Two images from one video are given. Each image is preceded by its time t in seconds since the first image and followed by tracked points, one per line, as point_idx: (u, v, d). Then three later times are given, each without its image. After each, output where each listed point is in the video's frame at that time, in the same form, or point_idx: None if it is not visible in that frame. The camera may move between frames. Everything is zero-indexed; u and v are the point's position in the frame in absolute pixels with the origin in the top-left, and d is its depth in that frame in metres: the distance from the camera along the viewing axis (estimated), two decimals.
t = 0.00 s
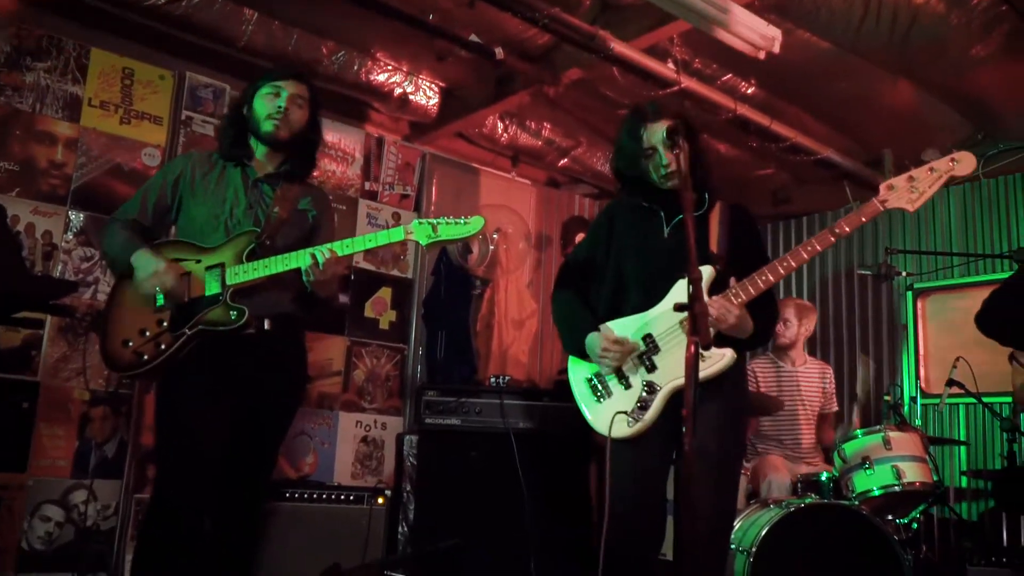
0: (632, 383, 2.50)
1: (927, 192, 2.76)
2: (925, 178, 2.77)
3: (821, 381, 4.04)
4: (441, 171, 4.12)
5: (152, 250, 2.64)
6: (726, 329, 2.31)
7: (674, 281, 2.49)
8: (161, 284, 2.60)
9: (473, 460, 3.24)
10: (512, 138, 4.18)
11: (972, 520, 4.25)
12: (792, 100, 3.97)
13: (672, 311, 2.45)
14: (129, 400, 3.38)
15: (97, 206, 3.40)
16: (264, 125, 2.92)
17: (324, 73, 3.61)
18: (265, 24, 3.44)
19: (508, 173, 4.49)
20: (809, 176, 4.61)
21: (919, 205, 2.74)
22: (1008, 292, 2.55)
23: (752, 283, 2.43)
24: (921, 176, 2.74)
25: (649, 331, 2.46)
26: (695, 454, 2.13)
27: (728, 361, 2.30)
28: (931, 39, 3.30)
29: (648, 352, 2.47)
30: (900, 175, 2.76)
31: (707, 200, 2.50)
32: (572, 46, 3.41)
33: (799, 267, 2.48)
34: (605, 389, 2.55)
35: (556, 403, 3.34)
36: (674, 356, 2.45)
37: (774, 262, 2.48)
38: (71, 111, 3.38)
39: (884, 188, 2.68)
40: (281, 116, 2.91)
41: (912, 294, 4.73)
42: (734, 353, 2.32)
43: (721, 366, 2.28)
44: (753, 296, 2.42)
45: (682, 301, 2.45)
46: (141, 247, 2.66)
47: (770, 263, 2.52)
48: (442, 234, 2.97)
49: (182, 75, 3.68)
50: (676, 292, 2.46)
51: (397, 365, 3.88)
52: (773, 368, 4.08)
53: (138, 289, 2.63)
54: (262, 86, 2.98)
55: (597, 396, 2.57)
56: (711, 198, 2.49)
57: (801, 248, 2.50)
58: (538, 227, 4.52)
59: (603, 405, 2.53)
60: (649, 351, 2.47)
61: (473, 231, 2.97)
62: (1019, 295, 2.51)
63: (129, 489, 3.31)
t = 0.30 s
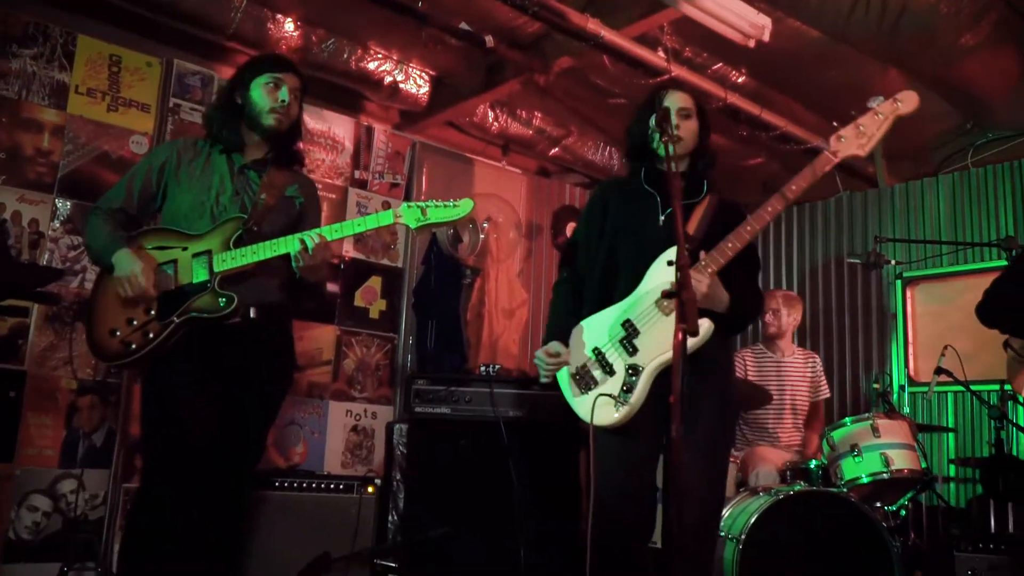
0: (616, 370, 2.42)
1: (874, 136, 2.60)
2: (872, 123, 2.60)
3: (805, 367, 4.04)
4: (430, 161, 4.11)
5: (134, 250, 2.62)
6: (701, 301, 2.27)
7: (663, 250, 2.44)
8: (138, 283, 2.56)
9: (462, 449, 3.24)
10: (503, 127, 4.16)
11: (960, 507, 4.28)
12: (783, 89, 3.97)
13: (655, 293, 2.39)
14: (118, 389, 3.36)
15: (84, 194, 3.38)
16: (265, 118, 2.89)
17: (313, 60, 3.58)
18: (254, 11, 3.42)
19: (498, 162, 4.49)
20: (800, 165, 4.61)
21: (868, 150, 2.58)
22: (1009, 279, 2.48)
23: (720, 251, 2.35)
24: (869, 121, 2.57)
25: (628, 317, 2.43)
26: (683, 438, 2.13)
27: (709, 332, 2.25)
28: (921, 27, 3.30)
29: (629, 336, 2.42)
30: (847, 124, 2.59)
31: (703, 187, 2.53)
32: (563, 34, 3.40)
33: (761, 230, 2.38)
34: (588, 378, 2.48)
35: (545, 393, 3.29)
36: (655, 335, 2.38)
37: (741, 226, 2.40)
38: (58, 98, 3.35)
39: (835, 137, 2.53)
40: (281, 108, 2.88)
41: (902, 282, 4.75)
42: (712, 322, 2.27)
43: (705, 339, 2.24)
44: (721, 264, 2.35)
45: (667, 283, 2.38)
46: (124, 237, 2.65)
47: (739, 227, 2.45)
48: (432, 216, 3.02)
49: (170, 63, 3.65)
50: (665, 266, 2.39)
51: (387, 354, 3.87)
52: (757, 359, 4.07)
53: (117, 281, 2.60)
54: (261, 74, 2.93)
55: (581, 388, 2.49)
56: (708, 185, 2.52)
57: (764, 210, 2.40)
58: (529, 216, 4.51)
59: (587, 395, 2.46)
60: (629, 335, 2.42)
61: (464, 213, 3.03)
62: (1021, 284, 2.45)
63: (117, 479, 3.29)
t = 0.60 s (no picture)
0: (603, 359, 2.42)
1: (863, 126, 2.63)
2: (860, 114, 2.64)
3: (781, 356, 4.03)
4: (413, 150, 4.06)
5: (111, 239, 2.61)
6: (688, 292, 2.28)
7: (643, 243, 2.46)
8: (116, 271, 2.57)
9: (445, 438, 3.24)
10: (487, 115, 4.13)
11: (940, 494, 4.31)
12: (766, 78, 3.98)
13: (638, 284, 2.42)
14: (97, 379, 3.33)
15: (61, 181, 3.33)
16: (242, 104, 2.88)
17: (295, 47, 3.54)
18: None
19: (481, 151, 4.47)
20: (783, 155, 4.62)
21: (857, 142, 2.62)
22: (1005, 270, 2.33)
23: (708, 242, 2.37)
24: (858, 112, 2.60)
25: (615, 306, 2.43)
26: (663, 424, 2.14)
27: (695, 324, 2.27)
28: (903, 16, 3.31)
29: (617, 327, 2.42)
30: (834, 113, 2.63)
31: (686, 170, 2.53)
32: (547, 21, 3.39)
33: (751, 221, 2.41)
34: (575, 369, 2.46)
35: (528, 380, 3.32)
36: (641, 327, 2.40)
37: (728, 218, 2.42)
38: (34, 84, 3.30)
39: (822, 127, 2.56)
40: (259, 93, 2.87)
41: (883, 271, 4.77)
42: (701, 316, 2.30)
43: (689, 330, 2.26)
44: (709, 255, 2.37)
45: (649, 272, 2.41)
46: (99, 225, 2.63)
47: (726, 217, 2.47)
48: (413, 207, 3.01)
49: (149, 49, 3.61)
50: (640, 259, 2.43)
51: (370, 344, 3.85)
52: (739, 348, 4.05)
53: (93, 270, 2.59)
54: (239, 59, 2.92)
55: (569, 378, 2.47)
56: (690, 165, 2.53)
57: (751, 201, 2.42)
58: (513, 205, 4.50)
59: (575, 386, 2.44)
60: (617, 325, 2.42)
61: (442, 204, 3.01)
62: (1020, 274, 2.45)
63: (96, 470, 3.26)
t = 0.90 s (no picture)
0: (585, 358, 2.44)
1: (861, 140, 2.71)
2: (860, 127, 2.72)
3: (755, 350, 4.06)
4: (391, 144, 4.08)
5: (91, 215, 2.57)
6: (676, 295, 2.30)
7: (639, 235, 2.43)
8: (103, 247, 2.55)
9: (422, 432, 3.22)
10: (465, 109, 4.12)
11: (912, 486, 4.36)
12: (743, 74, 3.98)
13: (623, 284, 2.42)
14: (69, 373, 3.28)
15: (32, 172, 3.28)
16: (214, 92, 2.85)
17: (272, 39, 3.49)
18: None
19: (459, 145, 4.46)
20: (760, 150, 4.64)
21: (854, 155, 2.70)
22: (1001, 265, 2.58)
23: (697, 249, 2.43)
24: (856, 124, 2.68)
25: (599, 306, 2.43)
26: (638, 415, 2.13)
27: (679, 330, 2.30)
28: (879, 12, 3.32)
29: (601, 327, 2.42)
30: (833, 126, 2.71)
31: (660, 162, 2.56)
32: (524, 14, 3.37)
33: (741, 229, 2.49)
34: (557, 365, 2.48)
35: (507, 374, 3.27)
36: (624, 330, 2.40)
37: (718, 224, 2.49)
38: (5, 73, 3.25)
39: (819, 140, 2.64)
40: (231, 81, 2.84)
41: (858, 266, 4.80)
42: (685, 321, 2.32)
43: (671, 336, 2.28)
44: (698, 261, 2.43)
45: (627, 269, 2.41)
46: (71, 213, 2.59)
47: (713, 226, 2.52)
48: (391, 198, 2.96)
49: (123, 39, 3.57)
50: (620, 263, 2.42)
51: (347, 338, 3.84)
52: (717, 343, 4.05)
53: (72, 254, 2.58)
54: (210, 48, 2.89)
55: (548, 374, 2.51)
56: (663, 159, 2.56)
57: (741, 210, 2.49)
58: (491, 200, 4.48)
59: (557, 383, 2.47)
60: (601, 325, 2.42)
61: (422, 195, 2.96)
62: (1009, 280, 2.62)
63: (67, 465, 3.22)
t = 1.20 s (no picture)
0: (558, 359, 2.47)
1: (839, 152, 2.82)
2: (838, 139, 2.83)
3: (729, 350, 4.08)
4: (365, 140, 4.08)
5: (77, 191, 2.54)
6: (651, 301, 2.34)
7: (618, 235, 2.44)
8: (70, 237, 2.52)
9: (394, 431, 3.20)
10: (441, 107, 4.10)
11: (881, 486, 4.39)
12: (717, 75, 4.01)
13: (598, 284, 2.43)
14: (34, 371, 3.23)
15: None
16: (180, 84, 2.82)
17: (245, 35, 3.46)
18: None
19: (434, 143, 4.44)
20: (733, 151, 4.68)
21: (832, 165, 2.81)
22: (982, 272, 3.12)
23: (671, 254, 2.46)
24: (834, 137, 2.79)
25: (572, 307, 2.45)
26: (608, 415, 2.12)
27: (651, 336, 2.32)
28: (851, 15, 3.35)
29: (574, 328, 2.45)
30: (813, 136, 2.83)
31: (633, 158, 2.58)
32: (499, 12, 3.37)
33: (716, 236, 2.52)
34: (529, 366, 2.51)
35: (480, 372, 3.31)
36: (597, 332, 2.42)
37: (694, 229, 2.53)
38: None
39: (798, 149, 2.76)
40: (197, 73, 2.82)
41: (829, 266, 4.86)
42: (657, 326, 2.34)
43: (645, 341, 2.30)
44: (673, 266, 2.46)
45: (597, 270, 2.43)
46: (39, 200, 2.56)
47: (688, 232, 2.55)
48: (365, 196, 2.97)
49: (93, 33, 3.52)
50: (595, 264, 2.42)
51: (319, 336, 3.81)
52: (689, 342, 4.05)
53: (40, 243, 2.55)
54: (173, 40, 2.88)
55: (522, 374, 2.52)
56: (635, 156, 2.57)
57: (717, 217, 2.55)
58: (466, 198, 4.48)
59: (529, 383, 2.50)
60: (574, 328, 2.44)
61: (394, 193, 2.96)
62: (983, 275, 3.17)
63: (32, 465, 3.16)
